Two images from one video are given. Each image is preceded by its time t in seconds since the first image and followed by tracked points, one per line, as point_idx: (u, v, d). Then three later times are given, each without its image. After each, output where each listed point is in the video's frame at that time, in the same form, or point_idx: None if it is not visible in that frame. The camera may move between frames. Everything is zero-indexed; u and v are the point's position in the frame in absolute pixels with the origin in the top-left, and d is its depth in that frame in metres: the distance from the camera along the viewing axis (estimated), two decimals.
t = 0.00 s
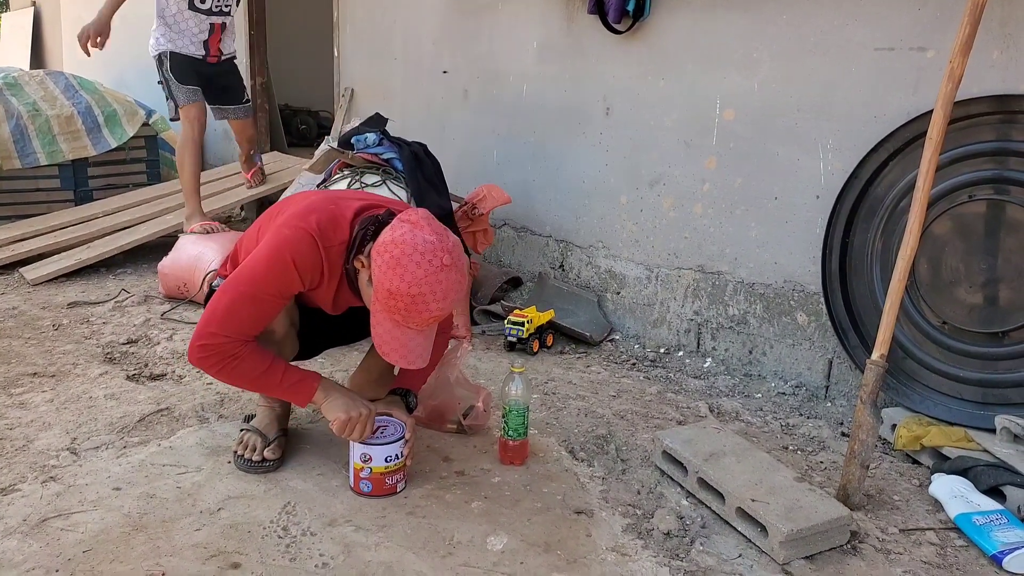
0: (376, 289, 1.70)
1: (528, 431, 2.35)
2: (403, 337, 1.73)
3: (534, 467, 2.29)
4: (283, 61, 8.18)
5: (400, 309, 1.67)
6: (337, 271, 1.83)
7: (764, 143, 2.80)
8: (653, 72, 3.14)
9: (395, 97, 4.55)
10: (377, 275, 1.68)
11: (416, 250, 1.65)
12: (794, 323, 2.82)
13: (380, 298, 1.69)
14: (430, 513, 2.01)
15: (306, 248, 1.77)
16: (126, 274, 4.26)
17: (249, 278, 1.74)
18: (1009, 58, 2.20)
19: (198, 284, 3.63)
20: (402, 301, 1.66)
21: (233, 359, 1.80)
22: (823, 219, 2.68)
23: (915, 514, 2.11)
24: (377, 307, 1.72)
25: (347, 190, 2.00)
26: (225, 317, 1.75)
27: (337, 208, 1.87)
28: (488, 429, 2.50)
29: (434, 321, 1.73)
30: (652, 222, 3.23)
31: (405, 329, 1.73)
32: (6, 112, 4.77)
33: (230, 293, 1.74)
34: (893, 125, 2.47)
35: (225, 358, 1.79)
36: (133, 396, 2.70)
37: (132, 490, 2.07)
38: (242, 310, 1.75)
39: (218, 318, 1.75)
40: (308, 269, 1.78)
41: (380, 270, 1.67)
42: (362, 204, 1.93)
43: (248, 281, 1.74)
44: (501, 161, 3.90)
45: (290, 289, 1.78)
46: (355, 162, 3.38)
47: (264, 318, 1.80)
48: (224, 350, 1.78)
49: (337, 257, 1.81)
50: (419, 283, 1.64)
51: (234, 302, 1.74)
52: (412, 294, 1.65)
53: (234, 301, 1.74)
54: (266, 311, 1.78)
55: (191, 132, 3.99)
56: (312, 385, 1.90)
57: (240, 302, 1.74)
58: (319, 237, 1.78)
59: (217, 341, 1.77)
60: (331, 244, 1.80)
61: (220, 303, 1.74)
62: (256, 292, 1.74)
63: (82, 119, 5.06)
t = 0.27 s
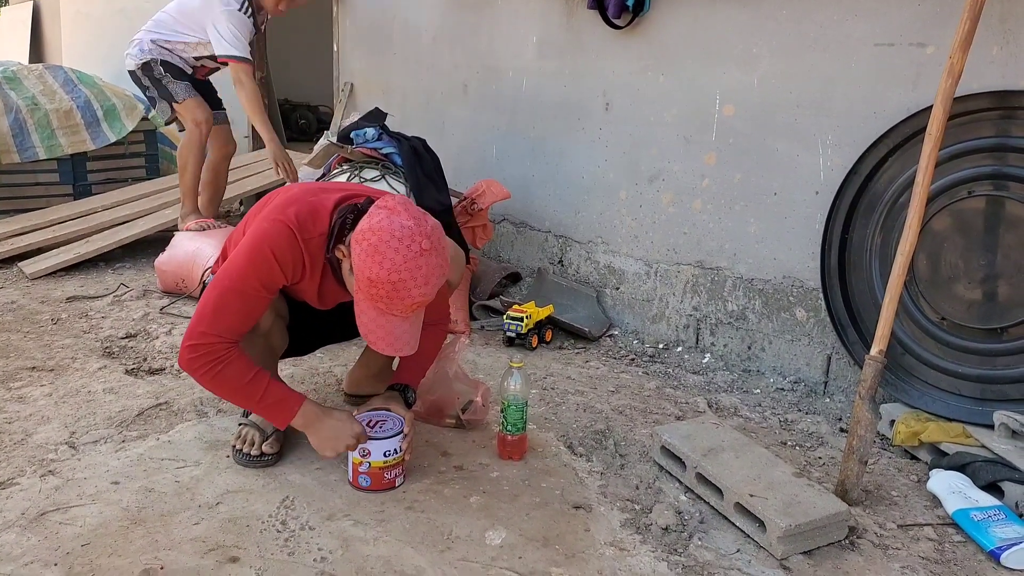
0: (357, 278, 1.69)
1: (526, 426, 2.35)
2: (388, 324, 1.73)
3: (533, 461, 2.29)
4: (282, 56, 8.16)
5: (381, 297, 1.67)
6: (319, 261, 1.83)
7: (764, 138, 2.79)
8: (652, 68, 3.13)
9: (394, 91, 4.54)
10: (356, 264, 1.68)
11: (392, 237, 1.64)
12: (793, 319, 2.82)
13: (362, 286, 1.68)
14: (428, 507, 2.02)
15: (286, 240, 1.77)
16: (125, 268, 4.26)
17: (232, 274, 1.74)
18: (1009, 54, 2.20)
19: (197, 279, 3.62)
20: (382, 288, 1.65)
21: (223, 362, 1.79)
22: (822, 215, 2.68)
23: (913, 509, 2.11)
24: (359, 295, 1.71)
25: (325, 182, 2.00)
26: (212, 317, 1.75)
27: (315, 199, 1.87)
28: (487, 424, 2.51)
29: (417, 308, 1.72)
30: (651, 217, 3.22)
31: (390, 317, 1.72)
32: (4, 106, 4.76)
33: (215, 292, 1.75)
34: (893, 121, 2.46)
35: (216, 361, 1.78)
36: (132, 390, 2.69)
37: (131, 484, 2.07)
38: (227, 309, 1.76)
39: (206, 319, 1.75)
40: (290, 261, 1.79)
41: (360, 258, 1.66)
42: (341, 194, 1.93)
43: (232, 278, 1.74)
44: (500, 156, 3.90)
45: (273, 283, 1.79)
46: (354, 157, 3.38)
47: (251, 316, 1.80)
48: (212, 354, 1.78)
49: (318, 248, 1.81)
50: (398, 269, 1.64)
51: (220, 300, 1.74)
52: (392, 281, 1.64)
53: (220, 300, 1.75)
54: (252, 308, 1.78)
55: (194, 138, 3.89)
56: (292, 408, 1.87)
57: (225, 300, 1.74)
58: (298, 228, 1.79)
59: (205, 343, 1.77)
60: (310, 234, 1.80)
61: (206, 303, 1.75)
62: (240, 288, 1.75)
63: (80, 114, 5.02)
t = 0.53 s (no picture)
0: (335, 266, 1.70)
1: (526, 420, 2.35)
2: (370, 310, 1.73)
3: (532, 456, 2.29)
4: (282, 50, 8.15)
5: (360, 282, 1.67)
6: (302, 251, 1.85)
7: (765, 133, 2.79)
8: (653, 63, 3.12)
9: (395, 86, 4.54)
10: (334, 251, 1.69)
11: (366, 222, 1.64)
12: (793, 315, 2.82)
13: (341, 274, 1.69)
14: (428, 501, 2.02)
15: (268, 233, 1.78)
16: (125, 262, 4.26)
17: (220, 273, 1.75)
18: (1011, 48, 2.19)
19: (197, 273, 3.62)
20: (359, 274, 1.65)
21: (219, 365, 1.79)
22: (823, 211, 2.68)
23: (912, 505, 2.12)
24: (340, 283, 1.72)
25: (304, 175, 2.02)
26: (204, 319, 1.76)
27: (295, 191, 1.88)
28: (487, 418, 2.51)
29: (398, 293, 1.72)
30: (652, 212, 3.22)
31: (372, 304, 1.73)
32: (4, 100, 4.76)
33: (205, 293, 1.75)
34: (894, 116, 2.46)
35: (211, 364, 1.78)
36: (132, 384, 2.70)
37: (131, 477, 2.08)
38: (218, 310, 1.76)
39: (198, 321, 1.76)
40: (275, 255, 1.80)
41: (336, 245, 1.67)
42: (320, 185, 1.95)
43: (219, 277, 1.75)
44: (500, 150, 3.90)
45: (259, 279, 1.79)
46: (353, 151, 3.38)
47: (242, 317, 1.80)
48: (208, 360, 1.78)
49: (301, 239, 1.83)
50: (374, 254, 1.64)
51: (211, 302, 1.75)
52: (369, 267, 1.64)
53: (210, 300, 1.75)
54: (243, 306, 1.79)
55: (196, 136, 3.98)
56: (287, 418, 1.88)
57: (216, 301, 1.75)
58: (280, 221, 1.80)
59: (200, 347, 1.77)
60: (292, 227, 1.81)
61: (197, 305, 1.75)
62: (228, 288, 1.75)
63: (80, 108, 5.03)
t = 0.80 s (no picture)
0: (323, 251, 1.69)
1: (525, 420, 2.35)
2: (360, 295, 1.71)
3: (532, 455, 2.29)
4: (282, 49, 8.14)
5: (348, 265, 1.66)
6: (295, 244, 1.86)
7: (765, 133, 2.78)
8: (653, 62, 3.12)
9: (395, 85, 4.53)
10: (321, 236, 1.68)
11: (350, 203, 1.64)
12: (793, 314, 2.82)
13: (329, 258, 1.68)
14: (428, 501, 2.02)
15: (260, 228, 1.79)
16: (125, 261, 4.26)
17: (215, 271, 1.75)
18: (1011, 48, 2.19)
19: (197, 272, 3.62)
20: (347, 256, 1.64)
21: (218, 365, 1.78)
22: (823, 210, 2.67)
23: (912, 505, 2.11)
24: (329, 268, 1.70)
25: (294, 172, 2.02)
26: (203, 319, 1.75)
27: (284, 186, 1.89)
28: (486, 418, 2.51)
29: (387, 275, 1.70)
30: (651, 211, 3.22)
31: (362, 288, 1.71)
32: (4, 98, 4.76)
33: (201, 292, 1.75)
34: (894, 115, 2.45)
35: (211, 364, 1.77)
36: (131, 382, 2.70)
37: (131, 476, 2.08)
38: (216, 308, 1.76)
39: (196, 321, 1.75)
40: (268, 249, 1.80)
41: (323, 229, 1.66)
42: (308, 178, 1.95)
43: (214, 275, 1.75)
44: (500, 149, 3.89)
45: (254, 275, 1.79)
46: (353, 150, 3.37)
47: (240, 315, 1.80)
48: (208, 360, 1.77)
49: (293, 232, 1.83)
50: (360, 234, 1.63)
51: (208, 300, 1.75)
52: (356, 247, 1.63)
53: (206, 299, 1.75)
54: (239, 303, 1.78)
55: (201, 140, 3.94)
56: (286, 419, 1.86)
57: (212, 299, 1.75)
58: (271, 215, 1.80)
59: (199, 348, 1.76)
60: (283, 220, 1.81)
61: (194, 305, 1.75)
62: (224, 285, 1.75)
63: (81, 106, 5.03)
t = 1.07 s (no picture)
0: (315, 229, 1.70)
1: (525, 420, 2.35)
2: (356, 269, 1.71)
3: (532, 455, 2.29)
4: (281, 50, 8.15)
5: (339, 238, 1.67)
6: (288, 236, 1.88)
7: (763, 132, 2.78)
8: (651, 62, 3.12)
9: (393, 86, 4.53)
10: (312, 215, 1.70)
11: (335, 175, 1.66)
12: (792, 313, 2.82)
13: (321, 234, 1.69)
14: (428, 501, 2.02)
15: (251, 222, 1.81)
16: (125, 262, 4.26)
17: (208, 267, 1.77)
18: (1008, 47, 2.19)
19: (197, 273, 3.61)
20: (337, 228, 1.65)
21: (213, 360, 1.79)
22: (821, 209, 2.68)
23: (912, 504, 2.12)
24: (322, 246, 1.71)
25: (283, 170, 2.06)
26: (198, 315, 1.77)
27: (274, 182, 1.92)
28: (486, 418, 2.51)
29: (380, 247, 1.71)
30: (651, 210, 3.22)
31: (356, 262, 1.71)
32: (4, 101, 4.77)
33: (196, 289, 1.77)
34: (892, 114, 2.45)
35: (207, 360, 1.79)
36: (131, 384, 2.70)
37: (131, 478, 2.08)
38: (210, 304, 1.77)
39: (192, 318, 1.77)
40: (261, 243, 1.82)
41: (312, 205, 1.68)
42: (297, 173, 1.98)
43: (208, 271, 1.77)
44: (499, 149, 3.89)
45: (248, 269, 1.81)
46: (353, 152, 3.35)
47: (235, 310, 1.81)
48: (204, 356, 1.79)
49: (284, 224, 1.86)
50: (348, 205, 1.64)
51: (202, 296, 1.77)
52: (345, 218, 1.64)
53: (200, 295, 1.77)
54: (235, 299, 1.80)
55: (204, 139, 3.93)
56: (280, 414, 1.87)
57: (206, 295, 1.77)
58: (261, 209, 1.83)
59: (195, 344, 1.78)
60: (274, 213, 1.84)
61: (189, 303, 1.77)
62: (217, 280, 1.77)
63: (81, 108, 5.02)
